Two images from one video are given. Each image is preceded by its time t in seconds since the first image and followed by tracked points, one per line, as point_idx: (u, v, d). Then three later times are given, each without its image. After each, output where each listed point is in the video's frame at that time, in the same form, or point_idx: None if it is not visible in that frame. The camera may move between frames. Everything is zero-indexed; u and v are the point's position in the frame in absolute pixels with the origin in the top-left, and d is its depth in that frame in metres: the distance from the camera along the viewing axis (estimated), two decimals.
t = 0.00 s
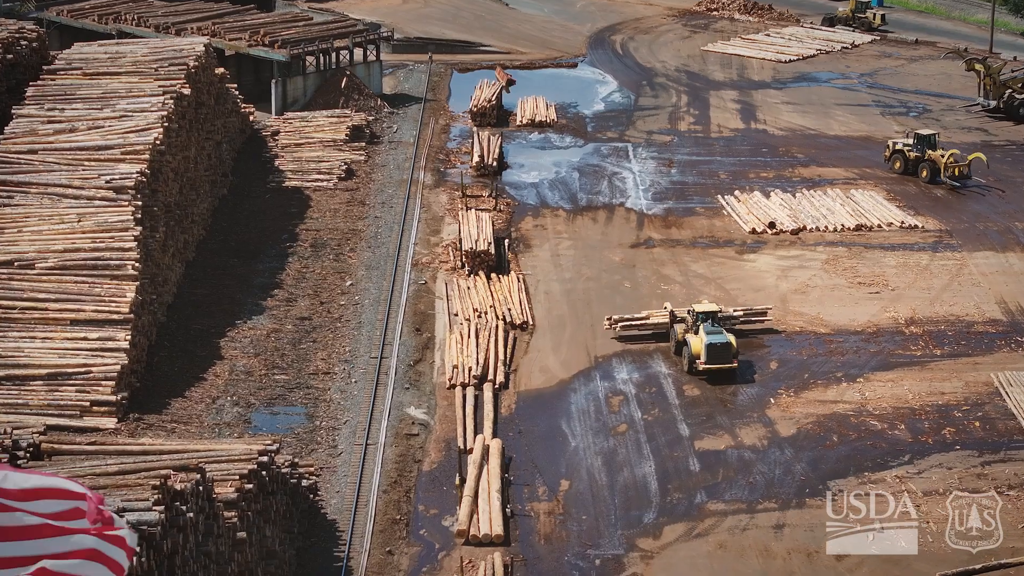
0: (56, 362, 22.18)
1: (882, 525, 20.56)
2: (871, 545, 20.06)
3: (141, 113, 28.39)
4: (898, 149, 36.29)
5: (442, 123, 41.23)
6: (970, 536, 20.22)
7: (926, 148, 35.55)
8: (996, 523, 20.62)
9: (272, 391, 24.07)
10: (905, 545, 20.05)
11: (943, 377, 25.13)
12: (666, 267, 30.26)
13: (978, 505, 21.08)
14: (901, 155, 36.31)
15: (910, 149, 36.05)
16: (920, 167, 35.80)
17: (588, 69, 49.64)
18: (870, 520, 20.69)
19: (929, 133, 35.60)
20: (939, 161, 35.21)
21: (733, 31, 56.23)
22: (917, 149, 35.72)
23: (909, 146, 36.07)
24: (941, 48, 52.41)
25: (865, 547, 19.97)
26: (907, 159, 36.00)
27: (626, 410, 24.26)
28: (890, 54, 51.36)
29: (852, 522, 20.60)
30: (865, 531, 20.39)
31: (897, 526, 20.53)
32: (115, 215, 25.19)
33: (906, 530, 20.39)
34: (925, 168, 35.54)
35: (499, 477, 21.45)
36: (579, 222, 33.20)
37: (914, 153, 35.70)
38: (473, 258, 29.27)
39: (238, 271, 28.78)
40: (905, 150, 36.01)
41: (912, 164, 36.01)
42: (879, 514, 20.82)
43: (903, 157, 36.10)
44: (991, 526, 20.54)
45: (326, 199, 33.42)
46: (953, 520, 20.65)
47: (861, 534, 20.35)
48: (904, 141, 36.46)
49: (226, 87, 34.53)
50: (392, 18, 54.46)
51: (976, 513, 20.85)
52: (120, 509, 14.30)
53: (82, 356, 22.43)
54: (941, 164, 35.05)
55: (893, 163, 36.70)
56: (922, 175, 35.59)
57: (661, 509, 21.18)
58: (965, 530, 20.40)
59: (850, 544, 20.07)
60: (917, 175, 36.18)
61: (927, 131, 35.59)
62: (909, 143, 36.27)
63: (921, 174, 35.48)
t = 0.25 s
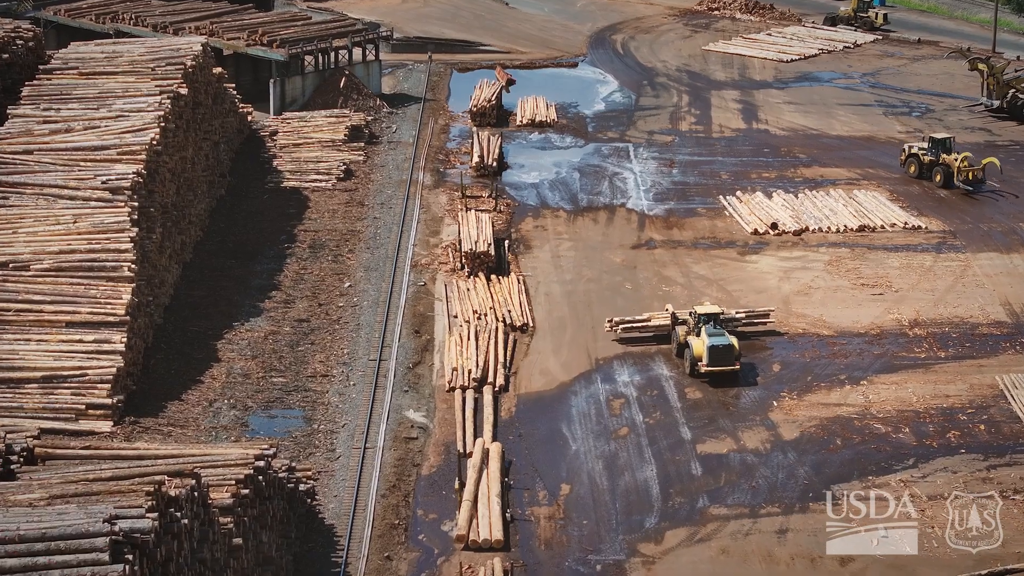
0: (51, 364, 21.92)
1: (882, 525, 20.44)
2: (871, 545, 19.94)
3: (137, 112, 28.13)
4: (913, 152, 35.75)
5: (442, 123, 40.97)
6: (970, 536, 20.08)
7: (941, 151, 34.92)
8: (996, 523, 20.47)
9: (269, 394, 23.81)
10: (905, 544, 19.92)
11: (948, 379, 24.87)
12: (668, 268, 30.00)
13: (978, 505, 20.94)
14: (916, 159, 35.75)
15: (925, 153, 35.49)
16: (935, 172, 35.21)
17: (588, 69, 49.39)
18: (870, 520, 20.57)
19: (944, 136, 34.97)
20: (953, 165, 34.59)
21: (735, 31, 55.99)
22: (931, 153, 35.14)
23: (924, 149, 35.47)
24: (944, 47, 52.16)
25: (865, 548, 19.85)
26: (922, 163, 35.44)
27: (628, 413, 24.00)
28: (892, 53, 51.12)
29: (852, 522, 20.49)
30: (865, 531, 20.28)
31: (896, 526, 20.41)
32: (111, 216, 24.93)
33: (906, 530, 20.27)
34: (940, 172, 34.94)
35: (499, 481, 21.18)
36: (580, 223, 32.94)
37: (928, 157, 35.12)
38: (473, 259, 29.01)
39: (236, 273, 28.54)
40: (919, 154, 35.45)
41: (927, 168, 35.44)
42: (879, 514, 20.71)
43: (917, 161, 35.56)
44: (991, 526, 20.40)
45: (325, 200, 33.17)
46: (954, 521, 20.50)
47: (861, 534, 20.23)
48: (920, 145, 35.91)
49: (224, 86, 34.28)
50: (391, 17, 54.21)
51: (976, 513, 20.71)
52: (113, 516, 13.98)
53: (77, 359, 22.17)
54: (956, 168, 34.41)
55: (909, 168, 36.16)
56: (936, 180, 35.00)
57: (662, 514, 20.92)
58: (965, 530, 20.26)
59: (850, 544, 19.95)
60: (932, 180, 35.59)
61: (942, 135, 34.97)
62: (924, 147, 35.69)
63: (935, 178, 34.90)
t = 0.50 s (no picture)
0: (46, 367, 21.67)
1: (882, 525, 20.31)
2: (870, 544, 19.81)
3: (133, 112, 27.88)
4: (928, 156, 35.26)
5: (441, 123, 40.71)
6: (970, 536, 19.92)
7: (955, 156, 34.35)
8: (996, 523, 20.31)
9: (266, 397, 23.55)
10: (904, 544, 19.79)
11: (952, 382, 24.62)
12: (669, 270, 29.75)
13: (978, 505, 20.80)
14: (931, 163, 35.24)
15: (940, 157, 34.95)
16: (948, 176, 34.65)
17: (589, 69, 49.15)
18: (870, 520, 20.44)
19: (960, 141, 34.40)
20: (966, 170, 34.00)
21: (736, 30, 55.74)
22: (945, 157, 34.60)
23: (939, 153, 34.95)
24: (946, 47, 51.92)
25: (865, 547, 19.72)
26: (936, 167, 34.93)
27: (628, 417, 23.75)
28: (894, 53, 50.87)
29: (851, 522, 20.36)
30: (865, 530, 20.15)
31: (896, 525, 20.28)
32: (106, 217, 24.65)
33: (906, 530, 20.13)
34: (953, 177, 34.38)
35: (499, 485, 20.92)
36: (580, 224, 32.69)
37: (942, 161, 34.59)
38: (472, 261, 28.76)
39: (233, 274, 28.29)
40: (933, 157, 34.94)
41: (940, 172, 34.91)
42: (879, 514, 20.58)
43: (932, 165, 35.05)
44: (991, 526, 20.24)
45: (323, 200, 32.93)
46: (954, 522, 20.35)
47: (861, 533, 20.10)
48: (936, 149, 35.37)
49: (222, 86, 34.03)
50: (391, 17, 53.96)
51: (976, 513, 20.56)
52: (105, 523, 13.82)
53: (72, 361, 21.90)
54: (969, 173, 33.83)
55: (924, 172, 35.66)
56: (949, 185, 34.44)
57: (664, 519, 20.66)
58: (964, 530, 20.11)
59: (850, 543, 19.82)
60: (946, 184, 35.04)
61: (957, 139, 34.39)
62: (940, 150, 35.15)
63: (949, 183, 34.34)
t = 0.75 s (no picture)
0: (40, 370, 21.45)
1: (882, 524, 20.19)
2: (871, 545, 19.69)
3: (130, 112, 27.63)
4: (942, 160, 34.68)
5: (441, 123, 40.47)
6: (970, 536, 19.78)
7: (970, 160, 33.73)
8: (996, 523, 20.17)
9: (264, 400, 23.31)
10: (904, 544, 19.67)
11: (957, 385, 24.37)
12: (670, 271, 29.50)
13: (978, 505, 20.67)
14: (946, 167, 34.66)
15: (954, 161, 34.36)
16: (962, 181, 34.04)
17: (589, 68, 48.90)
18: (870, 520, 20.32)
19: (975, 145, 33.76)
20: (980, 175, 33.38)
21: (737, 30, 55.51)
22: (959, 162, 34.00)
23: (954, 158, 34.36)
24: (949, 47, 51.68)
25: (865, 548, 19.61)
26: (949, 171, 34.34)
27: (630, 420, 23.50)
28: (897, 53, 50.62)
29: (851, 522, 20.25)
30: (864, 530, 20.04)
31: (896, 525, 20.15)
32: (102, 218, 24.39)
33: (906, 530, 20.01)
34: (966, 182, 33.76)
35: (499, 490, 20.66)
36: (581, 225, 32.44)
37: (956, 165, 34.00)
38: (472, 262, 28.51)
39: (230, 275, 28.05)
40: (947, 162, 34.36)
41: (954, 177, 34.31)
42: (879, 514, 20.46)
43: (946, 169, 34.46)
44: (991, 526, 20.10)
45: (321, 201, 32.69)
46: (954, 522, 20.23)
47: (861, 533, 19.99)
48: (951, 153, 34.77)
49: (219, 86, 33.78)
50: (390, 17, 53.72)
51: (976, 513, 20.42)
52: (97, 532, 13.55)
53: (67, 364, 21.66)
54: (982, 178, 33.20)
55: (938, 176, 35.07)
56: (963, 190, 33.83)
57: (666, 524, 20.40)
58: (965, 530, 19.98)
59: (850, 544, 19.70)
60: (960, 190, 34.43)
61: (971, 144, 33.76)
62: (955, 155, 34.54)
63: (962, 188, 33.73)
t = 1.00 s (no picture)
0: (35, 373, 21.21)
1: (882, 524, 20.07)
2: (870, 545, 19.55)
3: (126, 113, 27.39)
4: (956, 165, 34.14)
5: (440, 124, 40.22)
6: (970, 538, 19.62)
7: (984, 166, 33.16)
8: (996, 523, 20.03)
9: (261, 403, 23.06)
10: (904, 544, 19.55)
11: (961, 388, 24.11)
12: (672, 273, 29.25)
13: (978, 505, 20.52)
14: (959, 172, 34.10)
15: (968, 166, 33.80)
16: (975, 187, 33.50)
17: (589, 68, 48.65)
18: (870, 520, 20.19)
19: (989, 150, 33.18)
20: (993, 181, 32.84)
21: (738, 29, 55.26)
22: (973, 167, 33.45)
23: (967, 162, 33.79)
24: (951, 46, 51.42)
25: (865, 548, 19.47)
26: (963, 176, 33.80)
27: (631, 424, 23.25)
28: (899, 52, 50.36)
29: (852, 522, 20.11)
30: (864, 530, 19.91)
31: (896, 525, 20.02)
32: (98, 219, 24.13)
33: (906, 531, 19.87)
34: (980, 188, 33.23)
35: (498, 494, 20.40)
36: (581, 226, 32.19)
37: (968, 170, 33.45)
38: (471, 264, 28.26)
39: (228, 277, 27.81)
40: (961, 166, 33.80)
41: (967, 182, 33.77)
42: (879, 514, 20.32)
43: (959, 174, 33.91)
44: (991, 526, 19.95)
45: (320, 202, 32.44)
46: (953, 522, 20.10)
47: (860, 533, 19.86)
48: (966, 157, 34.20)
49: (217, 86, 33.53)
50: (389, 16, 53.48)
51: (976, 514, 20.28)
52: (89, 540, 13.31)
53: (62, 367, 21.41)
54: (996, 185, 32.66)
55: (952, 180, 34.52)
56: (976, 196, 33.30)
57: (668, 529, 20.14)
58: (965, 531, 19.84)
59: (850, 544, 19.57)
60: (972, 195, 33.90)
61: (986, 149, 33.18)
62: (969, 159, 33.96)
63: (975, 194, 33.20)
